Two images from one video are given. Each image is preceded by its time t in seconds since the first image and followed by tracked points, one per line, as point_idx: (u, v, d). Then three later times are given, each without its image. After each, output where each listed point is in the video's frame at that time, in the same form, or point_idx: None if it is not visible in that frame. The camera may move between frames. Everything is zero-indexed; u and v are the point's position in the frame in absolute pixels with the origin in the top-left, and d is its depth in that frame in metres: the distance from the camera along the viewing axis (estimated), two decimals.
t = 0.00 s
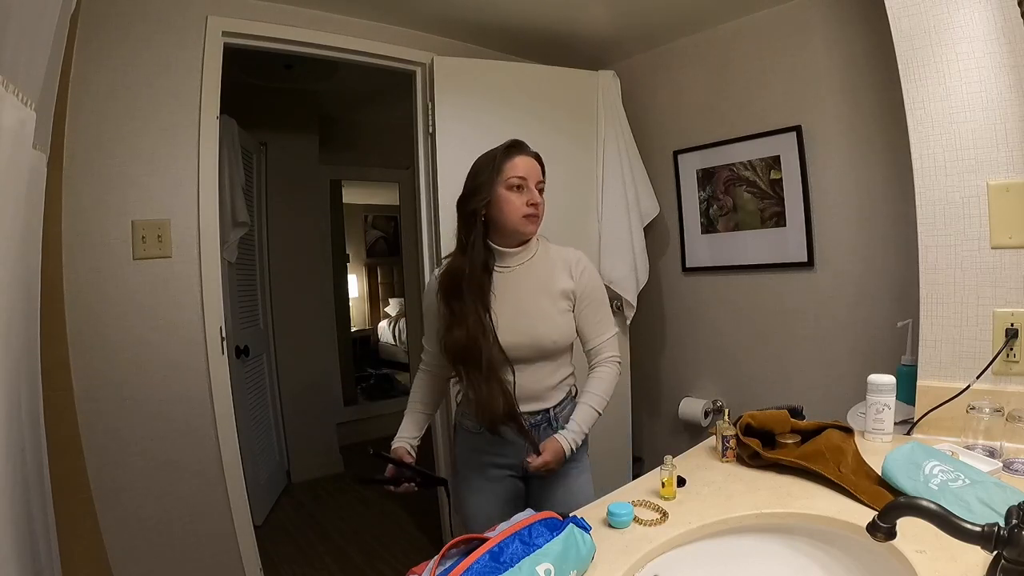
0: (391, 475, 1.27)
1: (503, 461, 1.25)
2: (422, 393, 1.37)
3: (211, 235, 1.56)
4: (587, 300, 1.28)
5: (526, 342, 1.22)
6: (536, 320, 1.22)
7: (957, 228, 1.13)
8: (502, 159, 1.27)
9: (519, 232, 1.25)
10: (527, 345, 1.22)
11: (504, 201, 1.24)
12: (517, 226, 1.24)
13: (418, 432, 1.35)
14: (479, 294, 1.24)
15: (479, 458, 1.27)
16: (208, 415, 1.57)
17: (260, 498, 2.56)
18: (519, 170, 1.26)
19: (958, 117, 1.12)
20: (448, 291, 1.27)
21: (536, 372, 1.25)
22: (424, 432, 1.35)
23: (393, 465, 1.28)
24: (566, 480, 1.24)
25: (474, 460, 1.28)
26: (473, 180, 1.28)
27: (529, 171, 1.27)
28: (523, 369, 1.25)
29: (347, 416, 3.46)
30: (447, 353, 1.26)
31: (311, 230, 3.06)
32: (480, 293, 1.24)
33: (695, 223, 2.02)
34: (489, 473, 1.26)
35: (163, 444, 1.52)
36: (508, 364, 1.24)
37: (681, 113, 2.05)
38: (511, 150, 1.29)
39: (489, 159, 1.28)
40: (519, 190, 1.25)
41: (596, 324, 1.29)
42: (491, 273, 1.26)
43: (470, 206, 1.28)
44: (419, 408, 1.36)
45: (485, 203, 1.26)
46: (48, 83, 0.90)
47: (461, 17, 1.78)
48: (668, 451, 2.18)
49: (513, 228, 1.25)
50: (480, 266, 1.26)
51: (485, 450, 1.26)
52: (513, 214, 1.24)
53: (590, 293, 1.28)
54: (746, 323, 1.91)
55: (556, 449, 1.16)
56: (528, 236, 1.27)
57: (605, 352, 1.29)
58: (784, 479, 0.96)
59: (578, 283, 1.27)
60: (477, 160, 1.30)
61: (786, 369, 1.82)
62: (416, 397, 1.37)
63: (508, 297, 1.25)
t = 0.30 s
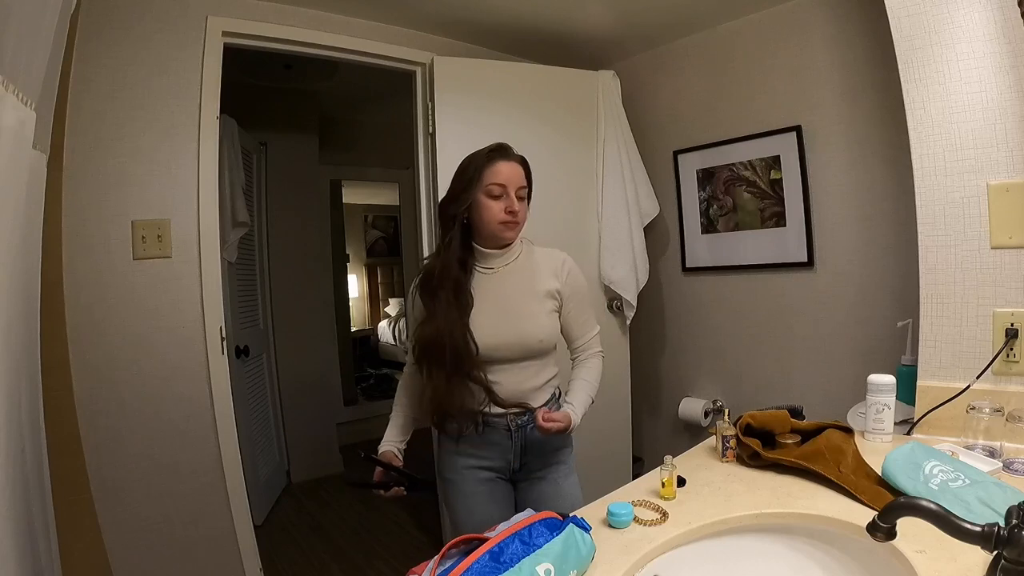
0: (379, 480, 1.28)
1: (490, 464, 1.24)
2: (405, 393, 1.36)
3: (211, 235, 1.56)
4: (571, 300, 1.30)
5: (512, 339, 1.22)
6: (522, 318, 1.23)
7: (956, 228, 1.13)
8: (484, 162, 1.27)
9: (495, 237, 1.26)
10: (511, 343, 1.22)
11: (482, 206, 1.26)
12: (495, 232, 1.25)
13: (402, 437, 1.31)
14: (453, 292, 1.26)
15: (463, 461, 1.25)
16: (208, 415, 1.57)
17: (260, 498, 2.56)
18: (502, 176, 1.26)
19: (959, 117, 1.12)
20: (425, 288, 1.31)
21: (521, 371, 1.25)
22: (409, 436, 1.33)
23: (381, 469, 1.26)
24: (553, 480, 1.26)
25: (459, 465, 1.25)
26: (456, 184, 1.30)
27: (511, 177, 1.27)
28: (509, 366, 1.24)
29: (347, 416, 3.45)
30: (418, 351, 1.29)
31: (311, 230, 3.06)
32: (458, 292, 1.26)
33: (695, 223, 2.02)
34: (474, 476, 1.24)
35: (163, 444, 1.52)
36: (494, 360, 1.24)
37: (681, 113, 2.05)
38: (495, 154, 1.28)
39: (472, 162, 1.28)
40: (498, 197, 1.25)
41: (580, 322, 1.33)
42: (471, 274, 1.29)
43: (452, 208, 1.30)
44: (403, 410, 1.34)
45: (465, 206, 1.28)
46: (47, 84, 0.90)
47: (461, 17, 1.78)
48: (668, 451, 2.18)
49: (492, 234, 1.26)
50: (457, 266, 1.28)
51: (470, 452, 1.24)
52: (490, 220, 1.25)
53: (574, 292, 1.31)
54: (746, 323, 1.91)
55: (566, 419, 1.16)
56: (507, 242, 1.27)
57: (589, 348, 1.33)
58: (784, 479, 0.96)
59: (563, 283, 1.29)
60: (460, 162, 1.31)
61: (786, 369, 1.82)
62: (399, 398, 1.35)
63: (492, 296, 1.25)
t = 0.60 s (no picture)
0: (369, 485, 1.29)
1: (482, 466, 1.25)
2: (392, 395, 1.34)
3: (211, 235, 1.56)
4: (555, 299, 1.32)
5: (501, 338, 1.23)
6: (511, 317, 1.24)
7: (956, 228, 1.13)
8: (470, 168, 1.24)
9: (477, 243, 1.26)
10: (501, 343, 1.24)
11: (465, 213, 1.24)
12: (479, 239, 1.25)
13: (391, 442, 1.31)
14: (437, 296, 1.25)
15: (455, 465, 1.25)
16: (208, 415, 1.57)
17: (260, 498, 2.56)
18: (487, 184, 1.23)
19: (959, 117, 1.12)
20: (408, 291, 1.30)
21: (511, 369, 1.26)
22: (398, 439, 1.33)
23: (370, 473, 1.26)
24: (543, 480, 1.29)
25: (450, 468, 1.25)
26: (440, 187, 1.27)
27: (497, 185, 1.24)
28: (501, 368, 1.25)
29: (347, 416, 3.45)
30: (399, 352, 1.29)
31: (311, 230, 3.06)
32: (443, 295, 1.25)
33: (695, 223, 2.02)
34: (467, 480, 1.24)
35: (163, 444, 1.52)
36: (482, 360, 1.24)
37: (681, 113, 2.05)
38: (482, 160, 1.25)
39: (458, 166, 1.24)
40: (481, 206, 1.24)
41: (565, 323, 1.34)
42: (459, 275, 1.27)
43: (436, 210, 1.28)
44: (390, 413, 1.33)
45: (448, 210, 1.26)
46: (48, 85, 0.90)
47: (460, 17, 1.78)
48: (668, 451, 2.18)
49: (476, 241, 1.26)
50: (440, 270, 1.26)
51: (461, 455, 1.25)
52: (473, 229, 1.24)
53: (556, 292, 1.32)
54: (745, 323, 1.92)
55: (596, 437, 1.19)
56: (488, 248, 1.27)
57: (580, 349, 1.34)
58: (784, 479, 0.96)
59: (547, 282, 1.31)
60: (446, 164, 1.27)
61: (786, 369, 1.82)
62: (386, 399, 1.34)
63: (477, 296, 1.26)
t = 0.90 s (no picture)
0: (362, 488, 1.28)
1: (478, 468, 1.25)
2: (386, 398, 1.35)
3: (210, 235, 1.56)
4: (547, 293, 1.31)
5: (495, 337, 1.22)
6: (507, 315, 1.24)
7: (956, 228, 1.13)
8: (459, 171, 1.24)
9: (468, 245, 1.26)
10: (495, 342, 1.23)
11: (455, 215, 1.25)
12: (468, 240, 1.26)
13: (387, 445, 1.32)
14: (428, 298, 1.26)
15: (452, 466, 1.26)
16: (208, 415, 1.57)
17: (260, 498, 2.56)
18: (477, 186, 1.24)
19: (959, 117, 1.12)
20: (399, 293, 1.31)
21: (505, 368, 1.25)
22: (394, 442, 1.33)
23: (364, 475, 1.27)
24: (540, 481, 1.29)
25: (447, 470, 1.26)
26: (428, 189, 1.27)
27: (486, 187, 1.25)
28: (492, 368, 1.24)
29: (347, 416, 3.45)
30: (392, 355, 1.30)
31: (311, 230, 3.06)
32: (434, 298, 1.25)
33: (696, 223, 2.02)
34: (463, 481, 1.25)
35: (162, 444, 1.52)
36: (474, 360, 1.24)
37: (681, 113, 2.05)
38: (472, 162, 1.26)
39: (447, 168, 1.25)
40: (471, 208, 1.24)
41: (563, 312, 1.31)
42: (447, 278, 1.28)
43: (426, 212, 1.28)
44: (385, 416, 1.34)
45: (438, 212, 1.26)
46: (47, 84, 0.90)
47: (460, 17, 1.78)
48: (668, 451, 2.18)
49: (465, 244, 1.26)
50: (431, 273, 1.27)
51: (458, 457, 1.25)
52: (463, 231, 1.25)
53: (547, 284, 1.31)
54: (745, 323, 1.92)
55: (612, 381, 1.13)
56: (478, 250, 1.28)
57: (583, 331, 1.28)
58: (784, 479, 0.96)
59: (539, 276, 1.30)
60: (435, 165, 1.27)
61: (786, 370, 1.82)
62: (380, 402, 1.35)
63: (468, 296, 1.25)
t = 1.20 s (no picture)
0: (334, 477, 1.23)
1: (478, 467, 1.25)
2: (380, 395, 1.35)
3: (210, 235, 1.56)
4: (543, 290, 1.31)
5: (491, 336, 1.22)
6: (503, 313, 1.24)
7: (956, 228, 1.13)
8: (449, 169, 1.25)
9: (462, 245, 1.27)
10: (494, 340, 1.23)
11: (448, 216, 1.25)
12: (461, 240, 1.26)
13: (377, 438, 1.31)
14: (421, 298, 1.26)
15: (451, 466, 1.26)
16: (208, 415, 1.57)
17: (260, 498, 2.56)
18: (468, 185, 1.24)
19: (959, 117, 1.12)
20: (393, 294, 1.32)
21: (502, 366, 1.25)
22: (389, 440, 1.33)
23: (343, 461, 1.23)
24: (540, 481, 1.29)
25: (447, 470, 1.26)
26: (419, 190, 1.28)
27: (478, 186, 1.25)
28: (487, 367, 1.24)
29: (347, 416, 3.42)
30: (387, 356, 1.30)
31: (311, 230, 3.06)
32: (425, 298, 1.25)
33: (696, 223, 2.02)
34: (462, 480, 1.25)
35: (163, 444, 1.52)
36: (470, 360, 1.24)
37: (681, 113, 2.05)
38: (463, 162, 1.26)
39: (438, 168, 1.25)
40: (463, 207, 1.25)
41: (563, 305, 1.30)
42: (440, 279, 1.28)
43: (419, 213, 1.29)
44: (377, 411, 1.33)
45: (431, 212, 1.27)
46: (47, 84, 0.90)
47: (460, 17, 1.78)
48: (668, 451, 2.18)
49: (458, 243, 1.27)
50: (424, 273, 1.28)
51: (457, 456, 1.26)
52: (456, 230, 1.25)
53: (543, 281, 1.31)
54: (746, 323, 1.92)
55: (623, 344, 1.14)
56: (472, 250, 1.28)
57: (584, 322, 1.27)
58: (784, 479, 0.96)
59: (535, 272, 1.30)
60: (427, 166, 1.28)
61: (786, 370, 1.82)
62: (372, 400, 1.35)
63: (463, 296, 1.26)
